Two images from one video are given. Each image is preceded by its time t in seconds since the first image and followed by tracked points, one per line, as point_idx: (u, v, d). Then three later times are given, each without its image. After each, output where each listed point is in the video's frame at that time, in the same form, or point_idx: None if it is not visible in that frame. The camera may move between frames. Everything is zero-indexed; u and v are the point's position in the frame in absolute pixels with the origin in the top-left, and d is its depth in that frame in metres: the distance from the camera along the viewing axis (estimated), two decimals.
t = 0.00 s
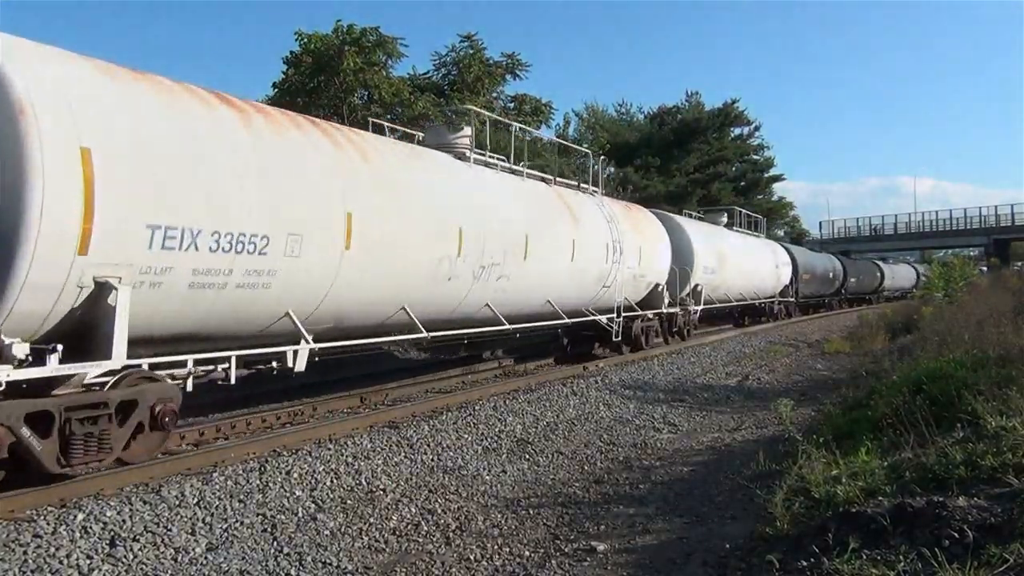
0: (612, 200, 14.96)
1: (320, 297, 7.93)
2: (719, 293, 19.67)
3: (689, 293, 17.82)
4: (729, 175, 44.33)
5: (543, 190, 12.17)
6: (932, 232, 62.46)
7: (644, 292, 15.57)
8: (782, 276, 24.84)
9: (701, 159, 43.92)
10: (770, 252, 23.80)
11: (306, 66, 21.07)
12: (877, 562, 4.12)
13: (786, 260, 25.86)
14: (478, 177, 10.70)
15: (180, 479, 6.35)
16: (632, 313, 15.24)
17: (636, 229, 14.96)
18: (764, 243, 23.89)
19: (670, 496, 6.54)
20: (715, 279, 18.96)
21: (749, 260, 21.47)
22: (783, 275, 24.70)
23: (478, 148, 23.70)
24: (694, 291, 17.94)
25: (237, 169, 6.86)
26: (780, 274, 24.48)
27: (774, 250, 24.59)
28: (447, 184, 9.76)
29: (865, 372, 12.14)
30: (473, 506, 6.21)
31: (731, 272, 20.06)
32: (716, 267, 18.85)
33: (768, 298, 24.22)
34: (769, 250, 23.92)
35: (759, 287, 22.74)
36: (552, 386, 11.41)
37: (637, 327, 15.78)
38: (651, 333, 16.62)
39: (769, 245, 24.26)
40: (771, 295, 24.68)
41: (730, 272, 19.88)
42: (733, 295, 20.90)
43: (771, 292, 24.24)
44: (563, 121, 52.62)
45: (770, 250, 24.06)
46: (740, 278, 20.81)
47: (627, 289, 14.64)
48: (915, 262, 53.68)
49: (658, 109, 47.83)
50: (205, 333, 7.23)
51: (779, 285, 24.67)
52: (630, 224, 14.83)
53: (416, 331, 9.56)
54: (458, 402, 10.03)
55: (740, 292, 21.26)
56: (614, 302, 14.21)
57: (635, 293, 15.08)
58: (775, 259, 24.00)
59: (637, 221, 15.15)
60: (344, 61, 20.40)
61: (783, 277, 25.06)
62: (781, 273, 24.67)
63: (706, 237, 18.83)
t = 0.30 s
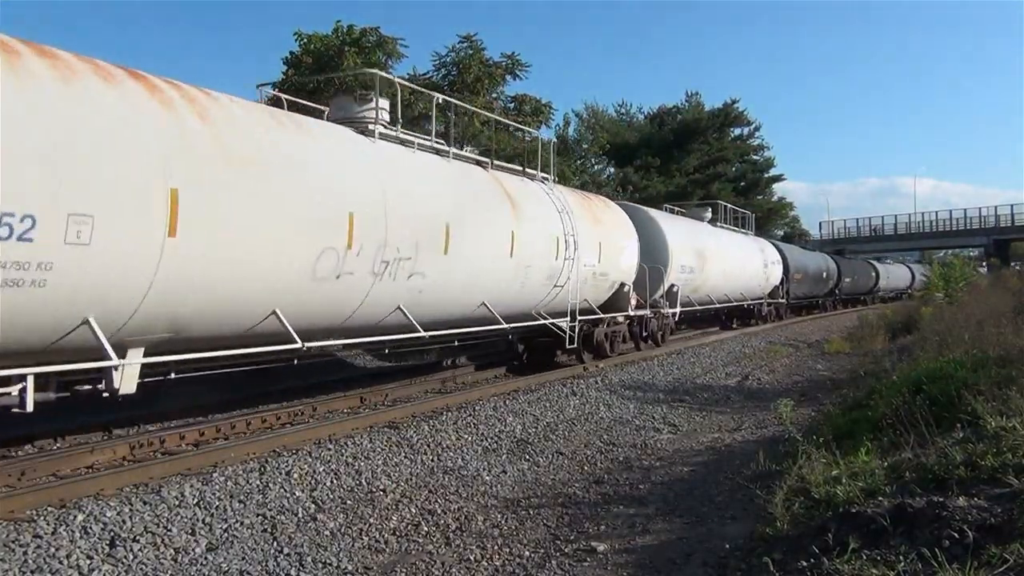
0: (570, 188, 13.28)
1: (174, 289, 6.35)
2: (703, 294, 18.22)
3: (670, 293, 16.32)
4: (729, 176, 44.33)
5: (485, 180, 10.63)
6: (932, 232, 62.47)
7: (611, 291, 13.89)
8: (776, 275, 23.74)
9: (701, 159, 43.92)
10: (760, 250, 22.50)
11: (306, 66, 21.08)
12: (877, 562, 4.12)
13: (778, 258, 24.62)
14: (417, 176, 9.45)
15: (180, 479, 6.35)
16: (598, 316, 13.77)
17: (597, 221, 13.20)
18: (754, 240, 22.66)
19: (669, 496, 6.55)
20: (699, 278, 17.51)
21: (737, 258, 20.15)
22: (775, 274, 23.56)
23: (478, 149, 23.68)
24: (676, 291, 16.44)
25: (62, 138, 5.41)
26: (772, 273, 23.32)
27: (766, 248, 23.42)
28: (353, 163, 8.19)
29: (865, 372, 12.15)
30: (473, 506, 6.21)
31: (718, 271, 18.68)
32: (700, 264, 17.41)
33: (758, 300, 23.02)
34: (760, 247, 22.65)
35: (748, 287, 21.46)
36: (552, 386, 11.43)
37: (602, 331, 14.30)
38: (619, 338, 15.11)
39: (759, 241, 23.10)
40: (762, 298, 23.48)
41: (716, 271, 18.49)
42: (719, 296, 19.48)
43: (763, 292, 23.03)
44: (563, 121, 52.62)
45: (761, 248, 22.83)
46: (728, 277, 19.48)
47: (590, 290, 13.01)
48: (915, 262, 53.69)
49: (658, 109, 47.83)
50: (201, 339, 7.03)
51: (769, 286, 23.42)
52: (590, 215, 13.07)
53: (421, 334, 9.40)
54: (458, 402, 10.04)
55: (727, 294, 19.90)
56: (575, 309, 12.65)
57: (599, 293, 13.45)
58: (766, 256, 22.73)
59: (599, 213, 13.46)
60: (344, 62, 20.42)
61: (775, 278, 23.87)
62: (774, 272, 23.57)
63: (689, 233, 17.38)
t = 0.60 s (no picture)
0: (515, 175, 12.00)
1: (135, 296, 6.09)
2: (679, 294, 17.12)
3: (641, 292, 15.19)
4: (729, 176, 44.34)
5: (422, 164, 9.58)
6: (932, 232, 62.50)
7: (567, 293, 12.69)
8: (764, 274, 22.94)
9: (701, 159, 43.93)
10: (744, 250, 21.47)
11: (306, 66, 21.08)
12: (877, 563, 4.12)
13: (766, 257, 23.62)
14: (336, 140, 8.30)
15: (180, 479, 6.36)
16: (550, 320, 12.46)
17: (548, 215, 11.96)
18: (738, 237, 21.61)
19: (670, 496, 6.55)
20: (674, 277, 16.39)
21: (717, 256, 19.08)
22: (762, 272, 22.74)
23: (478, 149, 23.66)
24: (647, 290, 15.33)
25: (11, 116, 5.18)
26: (758, 272, 22.40)
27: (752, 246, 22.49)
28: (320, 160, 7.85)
29: (865, 373, 12.16)
30: (473, 506, 6.21)
31: (695, 270, 17.59)
32: (675, 262, 16.29)
33: (742, 300, 22.01)
34: (744, 245, 21.58)
35: (730, 287, 20.38)
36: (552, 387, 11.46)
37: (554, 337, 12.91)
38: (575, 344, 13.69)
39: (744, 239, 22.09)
40: (747, 299, 22.54)
41: (694, 270, 17.41)
42: (697, 297, 18.39)
43: (746, 292, 21.96)
44: (563, 121, 52.61)
45: (745, 246, 21.77)
46: (707, 276, 18.38)
47: (539, 292, 11.80)
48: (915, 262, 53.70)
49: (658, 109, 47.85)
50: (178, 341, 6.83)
51: (753, 286, 22.34)
52: (540, 209, 11.82)
53: (419, 334, 9.37)
54: (458, 402, 10.05)
55: (706, 294, 18.81)
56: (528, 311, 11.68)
57: (551, 295, 12.23)
58: (750, 254, 21.73)
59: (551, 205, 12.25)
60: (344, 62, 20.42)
61: (761, 278, 22.81)
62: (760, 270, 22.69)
63: (663, 228, 16.27)
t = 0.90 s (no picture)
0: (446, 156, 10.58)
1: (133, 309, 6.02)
2: (649, 295, 15.92)
3: (602, 292, 13.94)
4: (729, 176, 44.37)
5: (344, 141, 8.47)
6: (933, 232, 62.54)
7: (511, 294, 11.37)
8: (751, 273, 22.01)
9: (701, 160, 43.95)
10: (727, 248, 20.28)
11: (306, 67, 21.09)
12: (877, 563, 4.12)
13: (752, 255, 22.49)
14: (258, 116, 7.43)
15: (180, 480, 6.36)
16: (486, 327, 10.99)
17: (484, 202, 10.54)
18: (719, 234, 20.45)
19: (670, 497, 6.56)
20: (642, 276, 15.17)
21: (694, 254, 17.88)
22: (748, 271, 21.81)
23: (478, 149, 23.68)
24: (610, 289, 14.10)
25: None
26: (744, 270, 21.32)
27: (737, 243, 21.43)
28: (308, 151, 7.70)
29: (865, 373, 12.18)
30: (473, 507, 6.21)
31: (668, 268, 16.38)
32: (642, 259, 15.08)
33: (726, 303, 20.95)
34: (725, 243, 20.38)
35: (710, 287, 19.18)
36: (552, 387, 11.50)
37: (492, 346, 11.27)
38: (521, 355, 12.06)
39: (726, 237, 20.90)
40: (731, 300, 21.48)
41: (666, 268, 16.19)
42: (672, 298, 17.16)
43: (728, 293, 20.79)
44: (563, 122, 52.63)
45: (728, 243, 20.58)
46: (683, 275, 17.16)
47: (475, 292, 10.43)
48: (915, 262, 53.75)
49: (658, 109, 47.89)
50: (174, 346, 6.78)
51: (737, 287, 21.16)
52: (474, 194, 10.41)
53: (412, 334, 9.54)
54: (458, 402, 10.06)
55: (682, 294, 17.61)
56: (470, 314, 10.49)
57: (489, 296, 10.83)
58: (733, 252, 20.60)
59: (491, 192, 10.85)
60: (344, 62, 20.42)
61: (745, 278, 21.62)
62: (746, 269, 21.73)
63: (629, 223, 15.04)
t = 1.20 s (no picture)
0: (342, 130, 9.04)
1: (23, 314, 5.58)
2: (615, 295, 14.54)
3: (553, 292, 12.56)
4: (729, 176, 44.38)
5: (195, 104, 7.02)
6: (933, 232, 62.54)
7: (432, 294, 9.91)
8: (736, 273, 20.94)
9: (701, 159, 43.93)
10: (708, 243, 18.91)
11: (306, 67, 21.07)
12: (877, 563, 4.12)
13: (738, 252, 21.24)
14: (139, 88, 6.51)
15: (180, 479, 6.36)
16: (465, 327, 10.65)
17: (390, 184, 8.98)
18: (698, 228, 19.07)
19: (670, 497, 6.56)
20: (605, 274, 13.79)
21: (668, 250, 16.47)
22: (733, 269, 20.73)
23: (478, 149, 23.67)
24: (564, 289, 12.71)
25: None
26: (727, 268, 20.08)
27: (720, 240, 20.18)
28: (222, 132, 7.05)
29: (865, 373, 12.19)
30: (473, 507, 6.21)
31: (637, 265, 14.96)
32: (604, 255, 13.66)
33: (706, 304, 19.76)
34: (704, 237, 18.99)
35: (688, 285, 17.80)
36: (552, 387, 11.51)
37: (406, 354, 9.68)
38: (445, 370, 10.41)
39: (706, 232, 19.54)
40: (712, 300, 20.19)
41: (634, 265, 14.78)
42: (642, 298, 15.79)
43: (710, 291, 19.44)
44: (563, 121, 52.60)
45: (707, 238, 19.20)
46: (656, 272, 15.76)
47: (381, 294, 8.96)
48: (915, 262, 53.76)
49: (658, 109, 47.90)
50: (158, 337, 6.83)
51: (718, 286, 19.81)
52: (377, 175, 8.87)
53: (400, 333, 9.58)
54: (458, 402, 10.07)
55: (655, 294, 16.24)
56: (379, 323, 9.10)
57: (400, 297, 9.32)
58: (714, 247, 19.26)
59: (400, 172, 9.29)
60: (344, 62, 20.38)
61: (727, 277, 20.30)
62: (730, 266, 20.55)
63: (588, 214, 13.60)
